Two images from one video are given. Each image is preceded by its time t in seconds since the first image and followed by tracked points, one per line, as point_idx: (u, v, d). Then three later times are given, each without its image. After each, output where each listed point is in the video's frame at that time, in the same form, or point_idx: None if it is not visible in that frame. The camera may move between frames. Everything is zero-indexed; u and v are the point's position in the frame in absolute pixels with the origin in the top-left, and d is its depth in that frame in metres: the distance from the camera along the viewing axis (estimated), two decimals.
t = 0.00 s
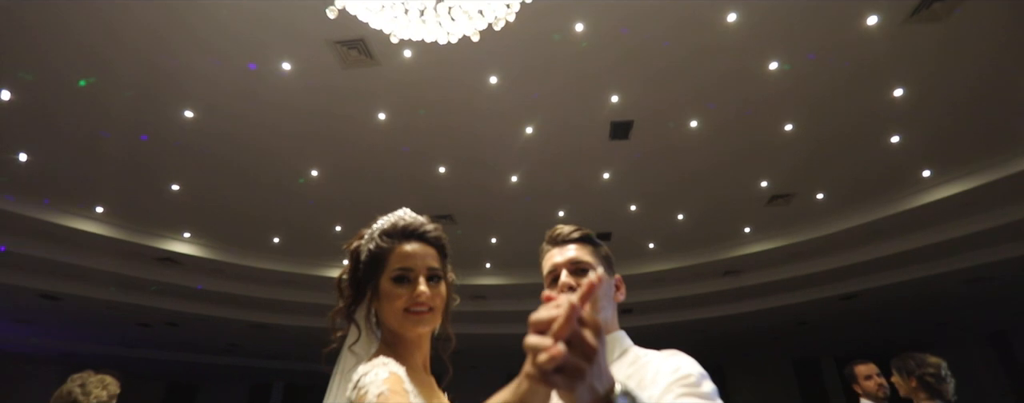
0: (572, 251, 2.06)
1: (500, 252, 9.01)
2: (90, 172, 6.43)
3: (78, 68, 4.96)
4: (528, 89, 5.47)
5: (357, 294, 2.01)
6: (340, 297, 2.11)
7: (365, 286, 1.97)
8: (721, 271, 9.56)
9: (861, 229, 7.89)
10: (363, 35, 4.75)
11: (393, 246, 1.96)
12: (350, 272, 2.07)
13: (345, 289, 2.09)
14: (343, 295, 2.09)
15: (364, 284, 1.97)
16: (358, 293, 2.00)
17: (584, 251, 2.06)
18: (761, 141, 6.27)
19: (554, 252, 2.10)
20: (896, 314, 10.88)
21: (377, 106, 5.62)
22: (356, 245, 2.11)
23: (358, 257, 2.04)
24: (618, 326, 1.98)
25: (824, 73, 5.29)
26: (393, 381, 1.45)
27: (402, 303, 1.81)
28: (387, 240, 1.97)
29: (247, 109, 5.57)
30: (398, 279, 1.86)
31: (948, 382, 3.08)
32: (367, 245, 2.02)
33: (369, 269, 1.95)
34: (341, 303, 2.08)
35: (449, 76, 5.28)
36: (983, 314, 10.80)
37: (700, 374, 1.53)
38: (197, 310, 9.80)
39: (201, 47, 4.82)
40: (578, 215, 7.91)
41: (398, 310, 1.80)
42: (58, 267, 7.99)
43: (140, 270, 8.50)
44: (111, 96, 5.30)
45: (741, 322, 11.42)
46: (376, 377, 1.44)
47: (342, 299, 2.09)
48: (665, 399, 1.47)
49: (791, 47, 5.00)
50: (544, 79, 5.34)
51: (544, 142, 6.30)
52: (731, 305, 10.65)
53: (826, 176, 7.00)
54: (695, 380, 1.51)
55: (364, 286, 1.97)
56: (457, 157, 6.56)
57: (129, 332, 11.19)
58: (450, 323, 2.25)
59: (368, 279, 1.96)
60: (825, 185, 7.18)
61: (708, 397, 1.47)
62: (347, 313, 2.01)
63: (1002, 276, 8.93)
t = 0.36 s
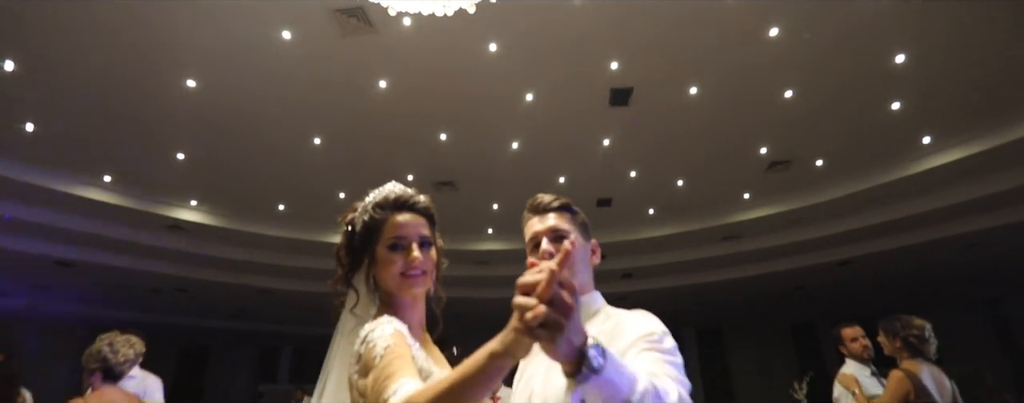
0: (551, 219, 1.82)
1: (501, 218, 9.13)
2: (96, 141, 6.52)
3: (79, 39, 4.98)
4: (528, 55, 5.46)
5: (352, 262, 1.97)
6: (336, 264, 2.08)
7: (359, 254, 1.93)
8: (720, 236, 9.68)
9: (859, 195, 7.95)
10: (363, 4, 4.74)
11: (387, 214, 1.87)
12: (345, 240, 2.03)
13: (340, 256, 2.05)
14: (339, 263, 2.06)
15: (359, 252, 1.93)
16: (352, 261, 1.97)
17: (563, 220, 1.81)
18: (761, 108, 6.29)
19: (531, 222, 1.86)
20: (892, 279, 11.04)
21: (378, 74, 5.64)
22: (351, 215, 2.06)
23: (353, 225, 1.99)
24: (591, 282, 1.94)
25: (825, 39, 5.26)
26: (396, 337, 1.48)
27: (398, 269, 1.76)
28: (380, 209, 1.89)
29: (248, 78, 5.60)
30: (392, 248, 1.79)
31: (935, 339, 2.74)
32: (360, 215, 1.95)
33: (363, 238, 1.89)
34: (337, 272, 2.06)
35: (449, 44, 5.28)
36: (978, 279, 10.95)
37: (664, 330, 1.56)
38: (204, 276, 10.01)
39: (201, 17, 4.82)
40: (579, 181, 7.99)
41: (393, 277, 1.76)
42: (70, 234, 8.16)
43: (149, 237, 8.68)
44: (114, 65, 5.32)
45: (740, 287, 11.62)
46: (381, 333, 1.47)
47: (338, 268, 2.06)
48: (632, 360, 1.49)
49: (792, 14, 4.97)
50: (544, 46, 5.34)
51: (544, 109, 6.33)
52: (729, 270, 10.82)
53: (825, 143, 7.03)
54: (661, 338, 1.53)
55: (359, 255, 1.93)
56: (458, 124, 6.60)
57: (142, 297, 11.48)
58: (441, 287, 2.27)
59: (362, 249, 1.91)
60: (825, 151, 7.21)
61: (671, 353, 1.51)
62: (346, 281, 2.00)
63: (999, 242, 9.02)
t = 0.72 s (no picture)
0: (538, 192, 1.63)
1: (507, 189, 9.20)
2: (105, 116, 6.60)
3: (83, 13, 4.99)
4: (531, 24, 5.43)
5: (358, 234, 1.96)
6: (341, 237, 2.07)
7: (366, 226, 1.92)
8: (725, 206, 9.71)
9: (866, 164, 7.92)
10: None
11: (394, 187, 1.90)
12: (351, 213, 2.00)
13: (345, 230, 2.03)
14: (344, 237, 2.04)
15: (365, 224, 1.93)
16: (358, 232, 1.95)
17: (554, 194, 1.63)
18: (767, 76, 6.24)
19: (521, 194, 1.67)
20: (898, 248, 11.07)
21: (381, 45, 5.63)
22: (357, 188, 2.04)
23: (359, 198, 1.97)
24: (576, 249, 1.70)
25: (833, 5, 5.18)
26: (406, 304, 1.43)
27: (405, 240, 1.82)
28: (388, 182, 1.92)
29: (252, 51, 5.61)
30: (400, 219, 1.85)
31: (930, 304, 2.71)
32: (366, 189, 1.96)
33: (370, 210, 1.91)
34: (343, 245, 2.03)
35: (452, 13, 5.24)
36: (983, 247, 10.96)
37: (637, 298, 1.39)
38: (216, 247, 10.23)
39: None
40: (584, 151, 8.01)
41: (400, 246, 1.82)
42: (83, 208, 8.32)
43: (161, 209, 8.84)
44: (119, 40, 5.35)
45: (744, 256, 11.70)
46: (392, 299, 1.41)
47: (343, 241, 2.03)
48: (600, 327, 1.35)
49: None
50: (548, 15, 5.29)
51: (548, 79, 6.31)
52: (734, 240, 10.89)
53: (832, 111, 6.98)
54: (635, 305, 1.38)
55: (365, 227, 1.93)
56: (463, 95, 6.61)
57: (156, 269, 11.75)
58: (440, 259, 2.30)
59: (368, 220, 1.92)
60: (832, 119, 7.16)
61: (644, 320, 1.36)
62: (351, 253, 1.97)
63: (1006, 210, 8.99)
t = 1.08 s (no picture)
0: (532, 175, 1.69)
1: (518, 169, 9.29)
2: (124, 103, 6.75)
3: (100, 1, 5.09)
4: (539, 5, 5.44)
5: (375, 206, 1.80)
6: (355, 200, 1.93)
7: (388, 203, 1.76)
8: (735, 185, 9.70)
9: (878, 141, 7.85)
10: None
11: (424, 172, 1.76)
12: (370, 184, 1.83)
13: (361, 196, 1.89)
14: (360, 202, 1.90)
15: (386, 201, 1.77)
16: (376, 206, 1.80)
17: (544, 180, 1.68)
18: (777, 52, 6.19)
19: (516, 176, 1.73)
20: (912, 226, 10.98)
21: (391, 28, 5.69)
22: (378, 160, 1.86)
23: (381, 171, 1.80)
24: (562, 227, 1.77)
25: None
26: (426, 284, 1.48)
27: (427, 226, 1.70)
28: (417, 165, 1.77)
29: (265, 36, 5.70)
30: (425, 205, 1.72)
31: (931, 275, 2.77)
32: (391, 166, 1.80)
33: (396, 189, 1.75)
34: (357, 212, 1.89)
35: None
36: (1000, 224, 10.84)
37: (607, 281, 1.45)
38: (233, 229, 10.48)
39: None
40: (594, 130, 8.04)
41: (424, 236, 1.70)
42: (106, 193, 8.56)
43: (179, 194, 9.07)
44: (135, 28, 5.47)
45: (755, 235, 11.71)
46: (409, 279, 1.44)
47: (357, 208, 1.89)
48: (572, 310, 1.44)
49: None
50: None
51: (556, 59, 6.33)
52: (745, 219, 10.89)
53: (844, 87, 6.91)
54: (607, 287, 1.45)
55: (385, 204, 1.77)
56: (472, 76, 6.66)
57: (177, 252, 12.08)
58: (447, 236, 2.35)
59: (391, 197, 1.76)
60: (844, 95, 7.10)
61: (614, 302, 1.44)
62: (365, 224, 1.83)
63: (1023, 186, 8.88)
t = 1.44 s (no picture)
0: (528, 164, 1.78)
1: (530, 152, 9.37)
2: (146, 93, 6.94)
3: None
4: None
5: (402, 184, 1.77)
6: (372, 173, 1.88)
7: (417, 183, 1.74)
8: (749, 165, 9.67)
9: (894, 119, 7.76)
10: None
11: (455, 160, 1.80)
12: (396, 162, 1.79)
13: (381, 170, 1.84)
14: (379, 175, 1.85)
15: (416, 182, 1.75)
16: (402, 184, 1.77)
17: (540, 168, 1.77)
18: (790, 31, 6.14)
19: (513, 163, 1.81)
20: (930, 205, 10.86)
21: (402, 14, 5.77)
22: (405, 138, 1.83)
23: (410, 153, 1.78)
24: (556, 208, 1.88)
25: None
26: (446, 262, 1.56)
27: (452, 214, 1.73)
28: (450, 153, 1.79)
29: (279, 24, 5.80)
30: (455, 191, 1.75)
31: (932, 249, 2.83)
32: (421, 147, 1.79)
33: (428, 172, 1.74)
34: (375, 186, 1.83)
35: None
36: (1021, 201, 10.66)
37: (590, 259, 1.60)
38: (254, 214, 10.78)
39: None
40: (605, 112, 8.07)
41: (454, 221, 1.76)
42: (131, 181, 8.84)
43: (201, 180, 9.32)
44: (155, 19, 5.61)
45: (769, 215, 11.69)
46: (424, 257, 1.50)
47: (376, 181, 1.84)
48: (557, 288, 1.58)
49: None
50: None
51: (567, 41, 6.36)
52: (759, 200, 10.87)
53: (858, 64, 6.84)
54: (588, 268, 1.58)
55: (413, 185, 1.75)
56: (483, 60, 6.72)
57: (200, 238, 12.44)
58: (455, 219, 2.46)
59: (420, 178, 1.75)
60: (858, 73, 7.02)
61: (594, 282, 1.57)
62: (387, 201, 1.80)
63: None
